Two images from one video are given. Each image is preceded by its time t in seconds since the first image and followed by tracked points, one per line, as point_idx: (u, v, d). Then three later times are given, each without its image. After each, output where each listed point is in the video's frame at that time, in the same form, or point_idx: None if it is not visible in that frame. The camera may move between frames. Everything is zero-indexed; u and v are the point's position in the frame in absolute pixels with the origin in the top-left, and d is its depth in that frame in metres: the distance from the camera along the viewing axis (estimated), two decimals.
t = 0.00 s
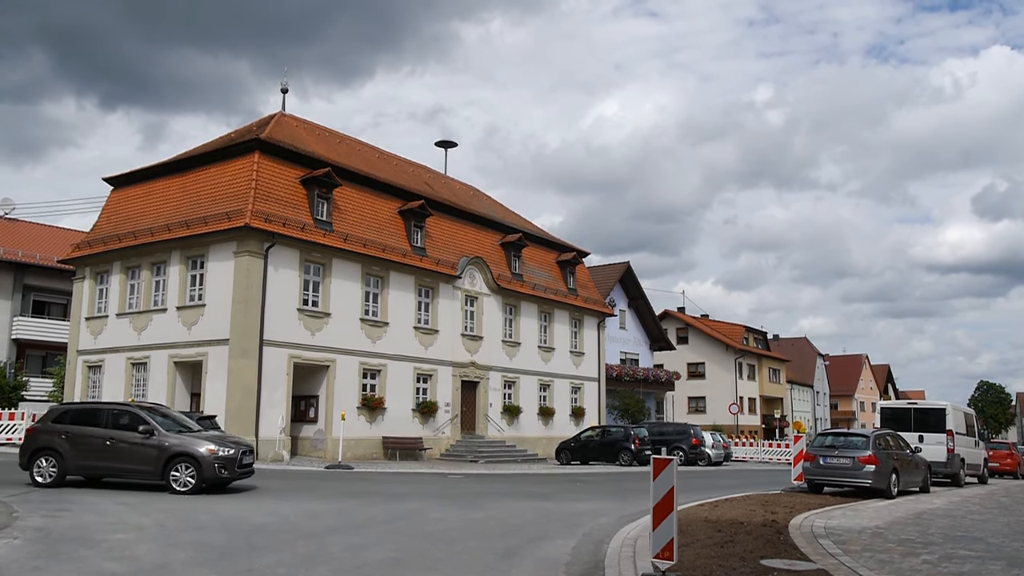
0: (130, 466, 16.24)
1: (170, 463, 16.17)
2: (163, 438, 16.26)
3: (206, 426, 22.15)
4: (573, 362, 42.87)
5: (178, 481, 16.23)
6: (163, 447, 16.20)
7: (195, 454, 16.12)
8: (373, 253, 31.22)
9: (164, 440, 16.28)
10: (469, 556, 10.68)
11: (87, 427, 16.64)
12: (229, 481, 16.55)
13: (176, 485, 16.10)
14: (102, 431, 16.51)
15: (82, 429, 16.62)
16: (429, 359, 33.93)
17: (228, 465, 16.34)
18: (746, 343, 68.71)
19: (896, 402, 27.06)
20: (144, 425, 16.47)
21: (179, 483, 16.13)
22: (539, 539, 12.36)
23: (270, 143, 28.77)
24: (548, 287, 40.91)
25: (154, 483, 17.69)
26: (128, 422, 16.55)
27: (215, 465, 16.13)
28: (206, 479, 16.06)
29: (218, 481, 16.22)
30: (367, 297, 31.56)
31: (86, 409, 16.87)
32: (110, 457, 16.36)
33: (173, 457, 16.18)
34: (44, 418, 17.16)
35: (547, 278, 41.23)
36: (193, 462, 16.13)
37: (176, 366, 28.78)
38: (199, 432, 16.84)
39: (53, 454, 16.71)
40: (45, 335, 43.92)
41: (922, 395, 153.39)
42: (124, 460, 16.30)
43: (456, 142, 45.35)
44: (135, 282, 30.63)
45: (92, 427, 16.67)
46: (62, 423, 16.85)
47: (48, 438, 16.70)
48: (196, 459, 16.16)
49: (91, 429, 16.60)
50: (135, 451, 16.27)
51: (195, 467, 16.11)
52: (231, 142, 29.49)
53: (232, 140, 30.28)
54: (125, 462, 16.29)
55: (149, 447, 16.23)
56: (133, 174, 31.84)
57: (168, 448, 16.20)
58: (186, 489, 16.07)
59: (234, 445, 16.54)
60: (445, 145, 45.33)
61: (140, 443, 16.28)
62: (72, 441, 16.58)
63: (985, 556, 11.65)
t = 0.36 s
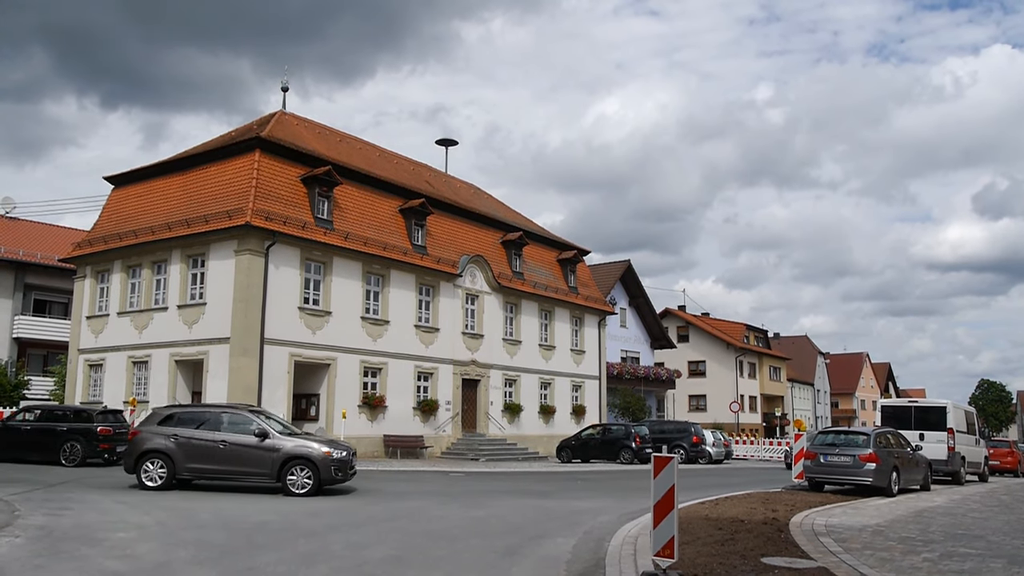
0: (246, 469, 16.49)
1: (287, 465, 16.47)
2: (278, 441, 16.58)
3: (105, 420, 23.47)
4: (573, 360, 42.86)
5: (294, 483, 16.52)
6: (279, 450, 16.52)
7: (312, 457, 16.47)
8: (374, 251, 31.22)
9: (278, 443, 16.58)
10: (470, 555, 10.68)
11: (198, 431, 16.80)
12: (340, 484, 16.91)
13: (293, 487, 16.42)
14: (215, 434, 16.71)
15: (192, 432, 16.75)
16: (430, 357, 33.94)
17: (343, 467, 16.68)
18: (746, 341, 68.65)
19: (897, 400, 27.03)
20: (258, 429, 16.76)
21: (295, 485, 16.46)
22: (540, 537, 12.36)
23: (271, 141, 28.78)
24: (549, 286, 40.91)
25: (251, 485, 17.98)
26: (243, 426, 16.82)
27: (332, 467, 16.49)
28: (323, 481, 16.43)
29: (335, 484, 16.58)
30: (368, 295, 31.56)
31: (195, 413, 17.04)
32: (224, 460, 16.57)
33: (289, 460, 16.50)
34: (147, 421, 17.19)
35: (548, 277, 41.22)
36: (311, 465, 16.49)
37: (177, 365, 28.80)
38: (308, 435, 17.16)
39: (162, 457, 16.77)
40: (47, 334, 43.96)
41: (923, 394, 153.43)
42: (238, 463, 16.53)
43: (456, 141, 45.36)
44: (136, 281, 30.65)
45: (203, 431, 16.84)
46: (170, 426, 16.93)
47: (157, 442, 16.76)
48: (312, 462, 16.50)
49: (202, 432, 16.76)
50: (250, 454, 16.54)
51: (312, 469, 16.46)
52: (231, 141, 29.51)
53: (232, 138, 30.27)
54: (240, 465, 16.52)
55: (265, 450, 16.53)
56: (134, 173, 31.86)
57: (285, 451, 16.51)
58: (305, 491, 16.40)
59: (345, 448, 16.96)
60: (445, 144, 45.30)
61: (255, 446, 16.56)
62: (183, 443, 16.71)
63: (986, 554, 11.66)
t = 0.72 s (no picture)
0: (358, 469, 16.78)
1: (399, 466, 16.83)
2: (388, 442, 16.97)
3: (6, 413, 23.17)
4: (574, 358, 42.82)
5: (404, 484, 16.83)
6: (391, 451, 16.90)
7: (423, 457, 16.94)
8: (374, 249, 31.20)
9: (387, 444, 16.97)
10: (472, 553, 10.64)
11: (307, 433, 16.90)
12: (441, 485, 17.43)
13: (402, 487, 16.78)
14: (325, 436, 16.88)
15: (302, 434, 16.82)
16: (430, 355, 33.91)
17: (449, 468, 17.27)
18: (747, 338, 68.60)
19: (898, 396, 26.99)
20: (367, 431, 17.08)
21: (406, 486, 16.80)
22: (541, 534, 12.34)
23: (271, 139, 28.75)
24: (550, 283, 40.89)
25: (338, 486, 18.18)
26: (352, 427, 17.07)
27: (441, 467, 17.06)
28: (432, 480, 16.92)
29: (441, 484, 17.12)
30: (368, 293, 31.52)
31: (300, 415, 17.10)
32: (335, 461, 16.75)
33: (400, 461, 16.90)
34: (251, 423, 17.08)
35: (548, 274, 41.19)
36: (421, 465, 16.94)
37: (178, 364, 28.78)
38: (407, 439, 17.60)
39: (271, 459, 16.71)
40: (47, 333, 43.95)
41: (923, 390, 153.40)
42: (350, 464, 16.79)
43: (457, 138, 45.35)
44: (136, 279, 30.62)
45: (311, 433, 16.93)
46: (278, 428, 16.91)
47: (267, 444, 16.69)
48: (422, 462, 16.97)
49: (311, 434, 16.88)
50: (360, 455, 16.85)
51: (422, 469, 16.91)
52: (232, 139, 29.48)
53: (232, 137, 30.23)
54: (350, 466, 16.79)
55: (376, 451, 16.87)
56: (134, 171, 31.83)
57: (395, 451, 16.90)
58: (415, 491, 16.80)
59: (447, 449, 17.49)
60: (445, 141, 45.27)
61: (365, 447, 16.89)
62: (293, 445, 16.74)
63: (987, 550, 11.63)
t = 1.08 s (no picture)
0: (461, 469, 17.42)
1: (500, 465, 17.62)
2: (489, 442, 17.68)
3: None
4: (575, 356, 42.80)
5: (505, 482, 17.66)
6: (492, 450, 17.63)
7: (522, 457, 17.76)
8: (375, 248, 31.19)
9: (489, 444, 17.69)
10: (474, 551, 10.63)
11: (411, 434, 17.43)
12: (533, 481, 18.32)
13: (503, 486, 17.56)
14: (429, 437, 17.47)
15: (408, 436, 17.34)
16: (431, 354, 33.89)
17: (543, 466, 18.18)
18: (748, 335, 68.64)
19: (900, 393, 26.98)
20: (467, 431, 17.75)
21: (506, 484, 17.66)
22: (543, 532, 12.34)
23: (271, 139, 28.74)
24: (550, 281, 40.88)
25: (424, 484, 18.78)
26: (454, 429, 17.68)
27: (539, 465, 17.95)
28: (531, 477, 17.82)
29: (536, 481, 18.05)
30: (368, 292, 31.49)
31: (403, 416, 17.60)
32: (439, 461, 17.36)
33: (501, 460, 17.67)
34: (353, 424, 17.42)
35: (549, 273, 41.18)
36: (521, 464, 17.75)
37: (179, 364, 28.80)
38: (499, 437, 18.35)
39: (379, 460, 17.17)
40: (48, 333, 43.97)
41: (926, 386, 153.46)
42: (453, 464, 17.42)
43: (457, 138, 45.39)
44: (137, 279, 30.62)
45: (416, 435, 17.46)
46: (384, 430, 17.35)
47: (375, 445, 17.12)
48: (521, 461, 17.79)
49: (415, 435, 17.43)
50: (463, 455, 17.49)
51: (521, 467, 17.75)
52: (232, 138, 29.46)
53: (232, 137, 30.21)
54: (454, 465, 17.41)
55: (478, 451, 17.55)
56: (135, 172, 31.85)
57: (496, 451, 17.65)
58: (515, 489, 17.67)
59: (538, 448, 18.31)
60: (445, 140, 45.27)
61: (468, 447, 17.54)
62: (397, 446, 17.24)
63: (990, 546, 11.63)
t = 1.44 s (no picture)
0: (554, 468, 18.18)
1: (590, 463, 18.56)
2: (578, 442, 18.58)
3: None
4: (575, 356, 42.79)
5: (592, 480, 18.64)
6: (582, 450, 18.54)
7: (607, 456, 18.80)
8: (375, 248, 31.18)
9: (578, 444, 18.58)
10: (475, 550, 10.63)
11: (505, 435, 18.08)
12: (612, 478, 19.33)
13: (592, 483, 18.47)
14: (523, 438, 18.17)
15: (502, 437, 17.98)
16: (431, 354, 33.88)
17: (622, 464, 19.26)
18: (749, 334, 68.59)
19: (901, 392, 26.96)
20: (556, 432, 18.57)
21: (594, 482, 18.64)
22: (544, 532, 12.34)
23: (271, 139, 28.73)
24: (551, 281, 40.88)
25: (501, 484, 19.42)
26: (544, 430, 18.45)
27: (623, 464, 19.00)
28: (615, 475, 18.88)
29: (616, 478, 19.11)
30: (368, 292, 31.48)
31: (494, 419, 18.22)
32: (534, 461, 18.10)
33: (588, 459, 18.61)
34: (448, 427, 17.84)
35: (550, 272, 41.18)
36: (606, 461, 18.82)
37: (180, 364, 28.79)
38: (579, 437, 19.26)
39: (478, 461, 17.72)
40: (49, 334, 44.00)
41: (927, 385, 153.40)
42: (546, 463, 18.20)
43: (457, 138, 45.37)
44: (137, 279, 30.61)
45: (512, 437, 18.13)
46: (480, 432, 17.91)
47: (474, 447, 17.65)
48: (606, 460, 18.81)
49: (509, 436, 18.10)
50: (556, 455, 18.32)
51: (606, 466, 18.79)
52: (232, 138, 29.44)
53: (232, 137, 30.20)
54: (547, 465, 18.21)
55: (569, 450, 18.43)
56: (135, 172, 31.83)
57: (585, 451, 18.57)
58: (601, 487, 18.68)
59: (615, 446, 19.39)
60: (445, 140, 45.26)
61: (560, 447, 18.40)
62: (494, 447, 17.83)
63: (991, 545, 11.60)
